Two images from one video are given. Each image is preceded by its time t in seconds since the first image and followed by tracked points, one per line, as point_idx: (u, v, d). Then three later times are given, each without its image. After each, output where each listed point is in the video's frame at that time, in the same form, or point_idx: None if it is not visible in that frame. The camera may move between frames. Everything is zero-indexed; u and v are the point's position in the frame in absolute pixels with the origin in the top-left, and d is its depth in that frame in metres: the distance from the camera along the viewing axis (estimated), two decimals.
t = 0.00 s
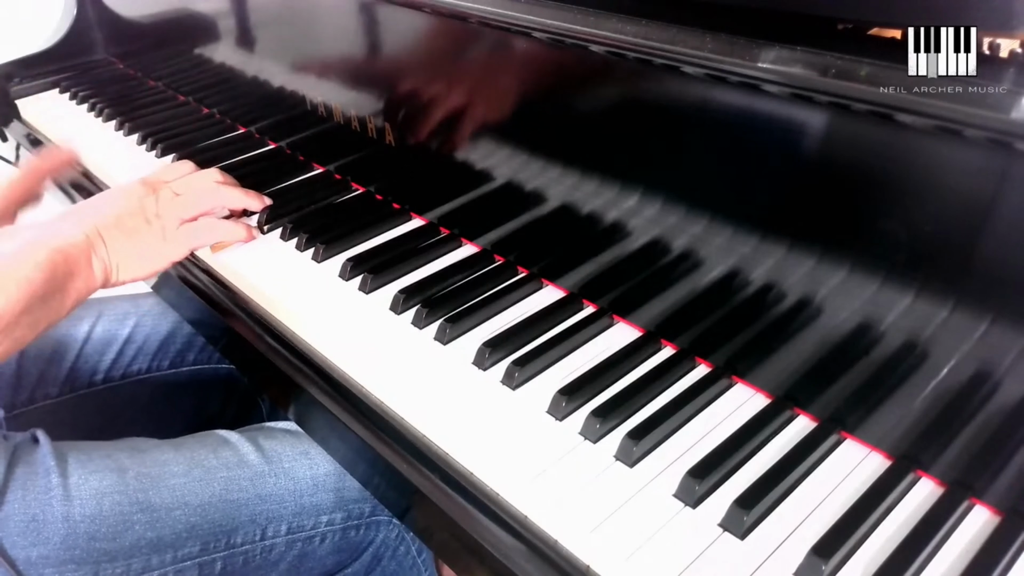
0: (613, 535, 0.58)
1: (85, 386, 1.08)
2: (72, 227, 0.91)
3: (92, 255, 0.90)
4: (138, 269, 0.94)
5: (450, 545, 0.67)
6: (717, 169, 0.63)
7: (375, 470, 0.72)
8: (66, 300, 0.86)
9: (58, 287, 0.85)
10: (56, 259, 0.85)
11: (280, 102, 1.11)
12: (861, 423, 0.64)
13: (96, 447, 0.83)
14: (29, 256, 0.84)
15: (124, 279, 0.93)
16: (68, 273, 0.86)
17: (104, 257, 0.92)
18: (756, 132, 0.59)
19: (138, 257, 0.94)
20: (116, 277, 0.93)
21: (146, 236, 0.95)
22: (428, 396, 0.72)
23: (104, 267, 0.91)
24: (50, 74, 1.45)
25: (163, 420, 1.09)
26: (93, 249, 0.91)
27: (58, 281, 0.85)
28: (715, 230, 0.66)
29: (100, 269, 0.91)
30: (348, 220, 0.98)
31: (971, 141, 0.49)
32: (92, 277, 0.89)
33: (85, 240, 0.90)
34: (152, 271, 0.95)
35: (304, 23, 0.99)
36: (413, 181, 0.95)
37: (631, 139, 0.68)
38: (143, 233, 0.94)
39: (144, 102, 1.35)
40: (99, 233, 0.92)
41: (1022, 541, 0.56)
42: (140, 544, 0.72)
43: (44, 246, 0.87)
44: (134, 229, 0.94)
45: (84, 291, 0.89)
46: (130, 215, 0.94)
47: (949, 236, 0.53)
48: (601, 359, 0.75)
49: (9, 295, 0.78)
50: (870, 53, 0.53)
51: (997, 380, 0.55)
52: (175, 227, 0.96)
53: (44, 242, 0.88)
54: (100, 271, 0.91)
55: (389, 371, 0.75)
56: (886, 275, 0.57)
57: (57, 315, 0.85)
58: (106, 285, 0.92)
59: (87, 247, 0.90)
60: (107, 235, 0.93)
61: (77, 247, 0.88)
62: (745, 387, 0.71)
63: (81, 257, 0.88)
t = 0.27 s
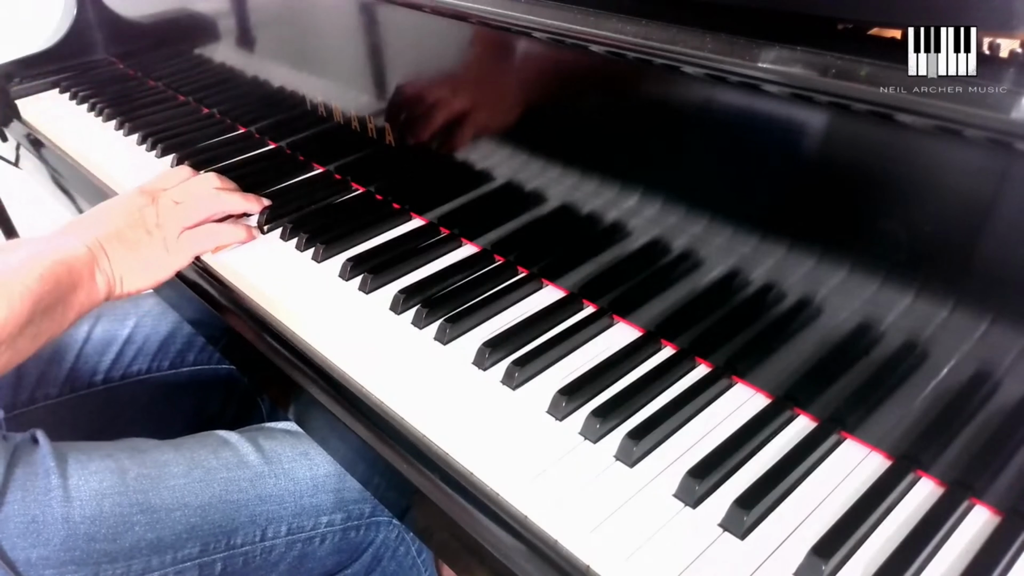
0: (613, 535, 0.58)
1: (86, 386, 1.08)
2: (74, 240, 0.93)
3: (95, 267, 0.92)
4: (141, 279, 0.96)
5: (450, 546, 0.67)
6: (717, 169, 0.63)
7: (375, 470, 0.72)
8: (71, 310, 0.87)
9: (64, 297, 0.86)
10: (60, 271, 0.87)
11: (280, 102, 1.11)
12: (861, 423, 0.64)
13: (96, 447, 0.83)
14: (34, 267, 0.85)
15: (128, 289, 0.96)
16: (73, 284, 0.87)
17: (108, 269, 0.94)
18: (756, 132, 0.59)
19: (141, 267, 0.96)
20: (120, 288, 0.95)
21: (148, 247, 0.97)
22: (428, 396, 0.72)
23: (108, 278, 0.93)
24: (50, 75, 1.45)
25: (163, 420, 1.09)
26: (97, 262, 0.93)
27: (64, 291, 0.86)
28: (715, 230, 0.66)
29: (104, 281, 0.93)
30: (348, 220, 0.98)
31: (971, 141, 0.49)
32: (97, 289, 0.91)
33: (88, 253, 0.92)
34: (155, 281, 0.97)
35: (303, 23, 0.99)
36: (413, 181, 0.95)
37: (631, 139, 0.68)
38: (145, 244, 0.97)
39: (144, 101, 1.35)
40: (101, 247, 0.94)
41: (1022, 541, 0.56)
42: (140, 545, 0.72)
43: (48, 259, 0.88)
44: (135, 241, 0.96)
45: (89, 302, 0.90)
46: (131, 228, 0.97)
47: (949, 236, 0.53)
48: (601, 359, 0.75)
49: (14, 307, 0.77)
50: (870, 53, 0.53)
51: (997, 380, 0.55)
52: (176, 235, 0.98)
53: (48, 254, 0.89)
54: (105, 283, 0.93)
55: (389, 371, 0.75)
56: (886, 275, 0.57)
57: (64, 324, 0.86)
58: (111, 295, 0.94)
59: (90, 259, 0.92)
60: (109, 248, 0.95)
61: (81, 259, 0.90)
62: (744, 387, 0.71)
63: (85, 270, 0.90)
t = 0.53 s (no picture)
0: (613, 535, 0.58)
1: (85, 386, 1.08)
2: (75, 239, 0.93)
3: (96, 267, 0.92)
4: (141, 279, 0.96)
5: (450, 546, 0.67)
6: (717, 169, 0.63)
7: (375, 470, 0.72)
8: (70, 310, 0.88)
9: (63, 297, 0.86)
10: (60, 270, 0.87)
11: (280, 102, 1.11)
12: (861, 423, 0.64)
13: (96, 447, 0.83)
14: (34, 267, 0.85)
15: (129, 288, 0.96)
16: (73, 283, 0.88)
17: (108, 269, 0.94)
18: (756, 132, 0.59)
19: (141, 267, 0.96)
20: (120, 288, 0.95)
21: (148, 246, 0.97)
22: (428, 396, 0.72)
23: (109, 278, 0.94)
24: (50, 74, 1.45)
25: (163, 419, 1.09)
26: (97, 261, 0.93)
27: (64, 291, 0.86)
28: (715, 230, 0.66)
29: (104, 280, 0.93)
30: (348, 220, 0.98)
31: (971, 141, 0.49)
32: (96, 289, 0.92)
33: (88, 252, 0.92)
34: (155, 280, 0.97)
35: (303, 23, 0.99)
36: (413, 181, 0.95)
37: (631, 139, 0.68)
38: (145, 243, 0.97)
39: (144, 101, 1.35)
40: (102, 245, 0.94)
41: (1022, 541, 0.56)
42: (140, 545, 0.72)
43: (48, 258, 0.88)
44: (136, 240, 0.96)
45: (89, 302, 0.91)
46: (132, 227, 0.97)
47: (949, 236, 0.53)
48: (601, 359, 0.75)
49: (13, 307, 0.78)
50: (870, 53, 0.53)
51: (997, 380, 0.55)
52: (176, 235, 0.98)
53: (48, 253, 0.89)
54: (105, 282, 0.93)
55: (389, 371, 0.75)
56: (886, 275, 0.57)
57: (63, 324, 0.87)
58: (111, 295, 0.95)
59: (91, 258, 0.92)
60: (110, 246, 0.95)
61: (81, 259, 0.90)
62: (744, 387, 0.71)
63: (85, 269, 0.90)
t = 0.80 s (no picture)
0: (613, 535, 0.58)
1: (85, 386, 1.08)
2: (74, 244, 0.92)
3: (96, 273, 0.91)
4: (142, 284, 0.94)
5: (450, 545, 0.67)
6: (717, 169, 0.63)
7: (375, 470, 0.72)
8: (70, 316, 0.87)
9: (62, 303, 0.85)
10: (60, 275, 0.86)
11: (280, 102, 1.11)
12: (861, 423, 0.64)
13: (96, 447, 0.83)
14: (33, 272, 0.84)
15: (129, 295, 0.94)
16: (73, 289, 0.86)
17: (109, 275, 0.92)
18: (756, 133, 0.59)
19: (142, 272, 0.94)
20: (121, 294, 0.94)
21: (149, 251, 0.96)
22: (428, 396, 0.72)
23: (109, 284, 0.92)
24: (49, 75, 1.45)
25: (164, 419, 1.09)
26: (97, 267, 0.91)
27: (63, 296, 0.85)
28: (715, 230, 0.66)
29: (105, 286, 0.92)
30: (348, 220, 0.98)
31: (971, 141, 0.49)
32: (96, 295, 0.90)
33: (89, 257, 0.91)
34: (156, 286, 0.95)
35: (304, 23, 0.99)
36: (413, 181, 0.95)
37: (632, 139, 0.68)
38: (146, 248, 0.95)
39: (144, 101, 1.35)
40: (102, 250, 0.93)
41: (1022, 541, 0.56)
42: (140, 544, 0.72)
43: (48, 263, 0.87)
44: (136, 245, 0.95)
45: (89, 308, 0.89)
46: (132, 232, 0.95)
47: (948, 236, 0.53)
48: (602, 359, 0.75)
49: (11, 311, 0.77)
50: (870, 53, 0.53)
51: (997, 380, 0.55)
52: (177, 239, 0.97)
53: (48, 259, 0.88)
54: (105, 288, 0.92)
55: (389, 371, 0.75)
56: (886, 275, 0.57)
57: (62, 330, 0.85)
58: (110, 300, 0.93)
59: (91, 263, 0.91)
60: (111, 252, 0.93)
61: (81, 264, 0.89)
62: (744, 387, 0.71)
63: (85, 275, 0.89)
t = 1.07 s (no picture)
0: (613, 535, 0.58)
1: (85, 386, 1.08)
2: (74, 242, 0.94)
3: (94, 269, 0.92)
4: (141, 281, 0.96)
5: (450, 545, 0.67)
6: (717, 169, 0.63)
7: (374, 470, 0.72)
8: (70, 312, 0.88)
9: (62, 297, 0.86)
10: (60, 271, 0.87)
11: (280, 102, 1.11)
12: (861, 423, 0.64)
13: (97, 447, 0.83)
14: (34, 267, 0.86)
15: (128, 291, 0.96)
16: (73, 284, 0.88)
17: (107, 272, 0.94)
18: (756, 132, 0.59)
19: (141, 269, 0.96)
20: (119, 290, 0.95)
21: (148, 249, 0.97)
22: (428, 395, 0.72)
23: (107, 281, 0.94)
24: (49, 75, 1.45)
25: (164, 419, 1.09)
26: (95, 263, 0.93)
27: (63, 291, 0.86)
28: (715, 230, 0.66)
29: (103, 282, 0.93)
30: (348, 220, 0.98)
31: (971, 141, 0.49)
32: (95, 291, 0.92)
33: (87, 254, 0.93)
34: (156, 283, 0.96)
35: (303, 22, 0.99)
36: (413, 181, 0.95)
37: (631, 139, 0.68)
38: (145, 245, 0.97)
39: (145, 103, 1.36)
40: (101, 248, 0.95)
41: (1022, 541, 0.56)
42: (141, 544, 0.72)
43: (48, 259, 0.89)
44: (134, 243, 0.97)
45: (88, 304, 0.91)
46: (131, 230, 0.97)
47: (948, 236, 0.53)
48: (601, 359, 0.75)
49: (11, 306, 0.78)
50: (871, 53, 0.53)
51: (997, 380, 0.55)
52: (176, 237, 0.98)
53: (48, 255, 0.90)
54: (103, 284, 0.93)
55: (389, 371, 0.75)
56: (886, 275, 0.57)
57: (62, 325, 0.86)
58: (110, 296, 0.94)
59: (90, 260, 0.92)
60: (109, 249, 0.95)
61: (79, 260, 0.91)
62: (745, 387, 0.71)
63: (84, 270, 0.91)
